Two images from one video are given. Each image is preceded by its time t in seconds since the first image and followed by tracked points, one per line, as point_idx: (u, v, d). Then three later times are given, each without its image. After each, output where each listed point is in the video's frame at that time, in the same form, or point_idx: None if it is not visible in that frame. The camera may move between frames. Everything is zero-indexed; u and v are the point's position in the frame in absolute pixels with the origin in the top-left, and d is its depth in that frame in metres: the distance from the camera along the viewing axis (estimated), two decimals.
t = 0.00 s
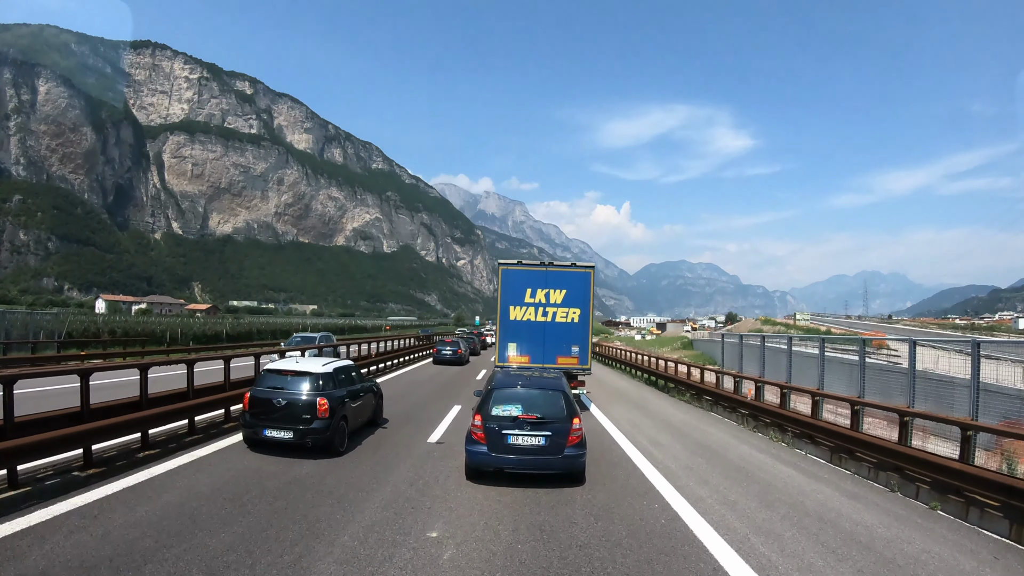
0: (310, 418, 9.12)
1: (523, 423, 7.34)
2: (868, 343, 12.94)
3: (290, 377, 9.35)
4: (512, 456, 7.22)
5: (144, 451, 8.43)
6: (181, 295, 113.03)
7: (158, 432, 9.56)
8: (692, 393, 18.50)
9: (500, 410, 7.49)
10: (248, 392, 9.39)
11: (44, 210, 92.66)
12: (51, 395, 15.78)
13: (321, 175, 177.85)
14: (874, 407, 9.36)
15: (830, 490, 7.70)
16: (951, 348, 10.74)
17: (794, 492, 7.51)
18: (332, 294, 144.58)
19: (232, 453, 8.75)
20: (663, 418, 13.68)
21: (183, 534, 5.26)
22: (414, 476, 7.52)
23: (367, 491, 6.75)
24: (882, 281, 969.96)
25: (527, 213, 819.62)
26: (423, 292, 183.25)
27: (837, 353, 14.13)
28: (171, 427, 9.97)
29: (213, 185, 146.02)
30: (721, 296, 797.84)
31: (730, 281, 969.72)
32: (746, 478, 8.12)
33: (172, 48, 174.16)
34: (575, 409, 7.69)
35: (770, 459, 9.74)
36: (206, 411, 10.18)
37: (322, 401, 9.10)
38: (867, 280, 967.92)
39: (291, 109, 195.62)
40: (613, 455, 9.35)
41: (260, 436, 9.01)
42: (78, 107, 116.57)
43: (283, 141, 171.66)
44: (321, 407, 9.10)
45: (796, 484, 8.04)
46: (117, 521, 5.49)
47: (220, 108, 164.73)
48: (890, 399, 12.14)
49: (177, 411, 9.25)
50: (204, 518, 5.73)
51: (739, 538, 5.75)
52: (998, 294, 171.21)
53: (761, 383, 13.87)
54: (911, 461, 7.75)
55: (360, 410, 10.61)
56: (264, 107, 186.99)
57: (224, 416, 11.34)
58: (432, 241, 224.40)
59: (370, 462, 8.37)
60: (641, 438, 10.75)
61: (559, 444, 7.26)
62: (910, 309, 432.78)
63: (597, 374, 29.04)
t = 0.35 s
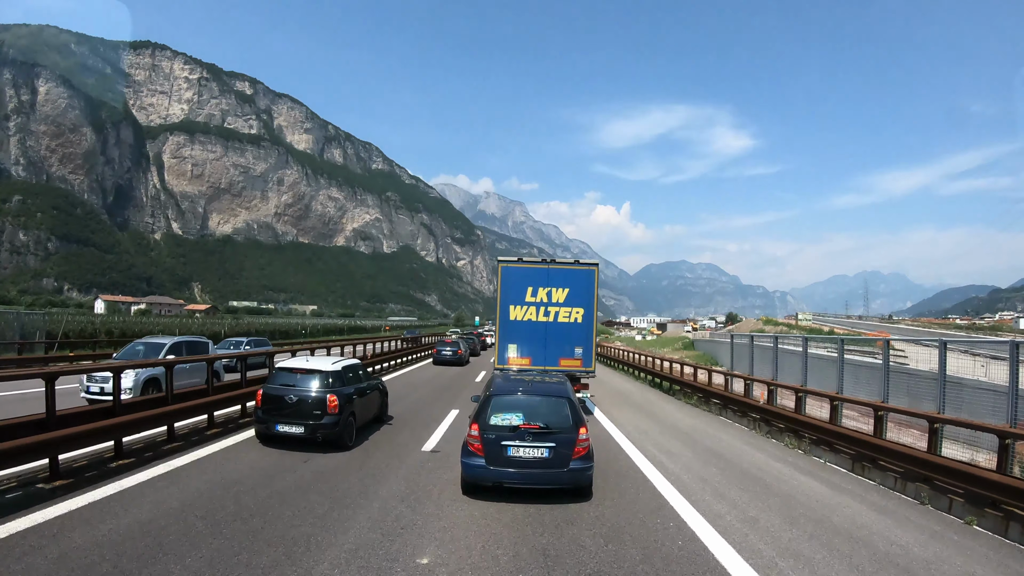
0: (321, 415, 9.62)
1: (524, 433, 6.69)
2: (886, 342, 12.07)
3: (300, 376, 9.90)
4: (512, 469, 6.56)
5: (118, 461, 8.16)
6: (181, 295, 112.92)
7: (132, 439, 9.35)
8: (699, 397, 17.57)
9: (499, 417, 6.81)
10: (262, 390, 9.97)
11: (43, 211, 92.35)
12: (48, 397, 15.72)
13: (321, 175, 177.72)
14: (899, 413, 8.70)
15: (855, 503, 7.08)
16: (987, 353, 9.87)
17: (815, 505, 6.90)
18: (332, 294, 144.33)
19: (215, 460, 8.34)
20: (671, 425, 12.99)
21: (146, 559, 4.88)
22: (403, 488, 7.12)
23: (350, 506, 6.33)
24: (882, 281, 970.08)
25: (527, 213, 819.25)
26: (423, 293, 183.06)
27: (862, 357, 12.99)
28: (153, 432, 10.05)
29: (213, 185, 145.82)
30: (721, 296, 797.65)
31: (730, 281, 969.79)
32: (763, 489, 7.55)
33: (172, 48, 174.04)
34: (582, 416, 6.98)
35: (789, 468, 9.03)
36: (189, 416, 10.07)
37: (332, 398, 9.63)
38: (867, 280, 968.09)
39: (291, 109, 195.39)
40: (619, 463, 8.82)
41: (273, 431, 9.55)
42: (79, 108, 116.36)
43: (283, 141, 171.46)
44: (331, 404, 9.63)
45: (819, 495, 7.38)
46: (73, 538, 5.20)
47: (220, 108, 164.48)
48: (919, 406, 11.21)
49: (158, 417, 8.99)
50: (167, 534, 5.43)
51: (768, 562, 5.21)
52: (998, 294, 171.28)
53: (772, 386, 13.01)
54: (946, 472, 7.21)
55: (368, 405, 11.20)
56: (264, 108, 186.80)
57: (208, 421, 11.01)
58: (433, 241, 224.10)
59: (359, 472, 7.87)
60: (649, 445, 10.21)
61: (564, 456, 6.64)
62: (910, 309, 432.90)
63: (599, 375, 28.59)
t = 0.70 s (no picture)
0: (330, 410, 9.85)
1: (525, 444, 5.96)
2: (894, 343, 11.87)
3: (311, 374, 10.10)
4: (511, 483, 5.84)
5: (92, 471, 7.12)
6: (181, 296, 112.72)
7: (110, 445, 8.33)
8: (706, 400, 17.03)
9: (498, 427, 6.06)
10: (273, 386, 10.11)
11: (43, 211, 92.07)
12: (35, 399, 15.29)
13: (321, 175, 177.47)
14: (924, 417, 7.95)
15: (880, 517, 6.39)
16: (998, 353, 9.61)
17: (840, 520, 6.21)
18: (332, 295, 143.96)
19: (194, 469, 7.38)
20: (680, 432, 12.29)
21: None
22: (399, 501, 6.32)
23: (337, 526, 5.42)
24: (882, 281, 970.31)
25: (527, 214, 819.41)
26: (423, 293, 182.80)
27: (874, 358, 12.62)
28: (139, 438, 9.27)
29: (212, 185, 145.47)
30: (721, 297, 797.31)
31: (730, 282, 969.89)
32: (781, 500, 6.88)
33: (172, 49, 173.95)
34: (587, 424, 6.23)
35: (808, 477, 8.33)
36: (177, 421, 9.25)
37: (342, 394, 9.84)
38: (867, 280, 968.40)
39: (291, 109, 195.07)
40: (626, 472, 8.16)
41: (285, 426, 9.69)
42: (79, 108, 116.16)
43: (283, 141, 171.13)
44: (341, 399, 9.84)
45: (841, 508, 6.69)
46: (27, 566, 4.33)
47: (220, 108, 164.16)
48: (934, 409, 10.79)
49: (138, 420, 7.96)
50: (135, 559, 4.57)
51: None
52: (998, 294, 171.43)
53: (785, 389, 12.44)
54: (975, 482, 6.46)
55: (376, 401, 11.44)
56: (265, 108, 186.62)
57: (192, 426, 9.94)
58: (433, 241, 223.84)
59: (347, 485, 6.90)
60: (656, 453, 9.59)
61: (569, 468, 5.91)
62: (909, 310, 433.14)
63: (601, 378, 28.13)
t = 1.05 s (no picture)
0: (340, 405, 10.75)
1: (526, 455, 5.79)
2: (891, 342, 11.85)
3: (320, 370, 10.92)
4: (512, 497, 5.67)
5: (68, 479, 6.87)
6: (181, 296, 112.63)
7: (87, 453, 8.07)
8: (711, 402, 16.79)
9: (496, 436, 5.90)
10: (286, 383, 10.99)
11: (42, 211, 91.94)
12: (32, 400, 15.19)
13: (321, 175, 177.43)
14: (943, 422, 7.75)
15: (904, 530, 6.20)
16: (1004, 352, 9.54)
17: (863, 533, 6.01)
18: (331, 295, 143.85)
19: (175, 479, 7.17)
20: (687, 437, 12.13)
21: None
22: (389, 514, 6.10)
23: (321, 543, 5.22)
24: (882, 281, 970.44)
25: (527, 214, 819.41)
26: (423, 293, 182.79)
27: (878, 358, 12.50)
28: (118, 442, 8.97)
29: (212, 186, 145.23)
30: (721, 297, 797.20)
31: (730, 282, 969.94)
32: (797, 512, 6.69)
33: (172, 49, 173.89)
34: (592, 433, 6.07)
35: (823, 486, 8.16)
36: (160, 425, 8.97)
37: (351, 390, 10.72)
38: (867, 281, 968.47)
39: (291, 110, 194.93)
40: (633, 482, 7.97)
41: (296, 420, 10.56)
42: (78, 108, 116.05)
43: (283, 141, 171.04)
44: (350, 396, 10.71)
45: (862, 520, 6.50)
46: None
47: (220, 108, 163.74)
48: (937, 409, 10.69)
49: (119, 425, 7.72)
50: None
51: None
52: (999, 294, 171.47)
53: (795, 392, 12.22)
54: (1002, 491, 6.23)
55: (384, 397, 12.41)
56: (264, 108, 186.49)
57: (176, 431, 9.68)
58: (433, 241, 223.49)
59: (334, 497, 6.66)
60: (665, 461, 9.40)
61: (574, 480, 5.75)
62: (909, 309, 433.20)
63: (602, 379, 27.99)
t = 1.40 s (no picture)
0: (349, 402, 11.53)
1: (526, 465, 5.69)
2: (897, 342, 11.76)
3: (330, 369, 11.78)
4: (513, 510, 5.57)
5: (47, 487, 6.73)
6: (181, 296, 112.50)
7: (69, 458, 7.92)
8: (716, 404, 16.63)
9: (495, 445, 5.78)
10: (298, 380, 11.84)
11: (42, 212, 91.78)
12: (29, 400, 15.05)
13: (321, 175, 177.34)
14: (962, 427, 7.59)
15: (926, 541, 6.06)
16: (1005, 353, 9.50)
17: (881, 546, 5.90)
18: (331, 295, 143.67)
19: (160, 486, 7.05)
20: (693, 441, 12.00)
21: None
22: (380, 528, 5.97)
23: (309, 558, 5.10)
24: (882, 281, 970.39)
25: (527, 214, 819.65)
26: (423, 293, 182.71)
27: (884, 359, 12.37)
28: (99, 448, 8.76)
29: (212, 186, 144.95)
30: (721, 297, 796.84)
31: (730, 282, 969.86)
32: (812, 523, 6.55)
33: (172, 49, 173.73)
34: (598, 442, 5.94)
35: (838, 493, 8.03)
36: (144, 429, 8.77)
37: (359, 387, 11.53)
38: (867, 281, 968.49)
39: (291, 110, 194.71)
40: (639, 491, 7.84)
41: (308, 416, 11.39)
42: (78, 108, 115.94)
43: (283, 141, 170.96)
44: (358, 392, 11.52)
45: (880, 531, 6.37)
46: None
47: (220, 108, 163.55)
48: (941, 411, 10.60)
49: (103, 430, 7.58)
50: None
51: None
52: (999, 294, 171.42)
53: (804, 395, 12.07)
54: None
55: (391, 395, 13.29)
56: (264, 108, 186.34)
57: (163, 436, 9.52)
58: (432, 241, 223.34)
59: (323, 508, 6.54)
60: (673, 468, 9.26)
61: (578, 492, 5.64)
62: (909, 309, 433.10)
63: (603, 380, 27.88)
